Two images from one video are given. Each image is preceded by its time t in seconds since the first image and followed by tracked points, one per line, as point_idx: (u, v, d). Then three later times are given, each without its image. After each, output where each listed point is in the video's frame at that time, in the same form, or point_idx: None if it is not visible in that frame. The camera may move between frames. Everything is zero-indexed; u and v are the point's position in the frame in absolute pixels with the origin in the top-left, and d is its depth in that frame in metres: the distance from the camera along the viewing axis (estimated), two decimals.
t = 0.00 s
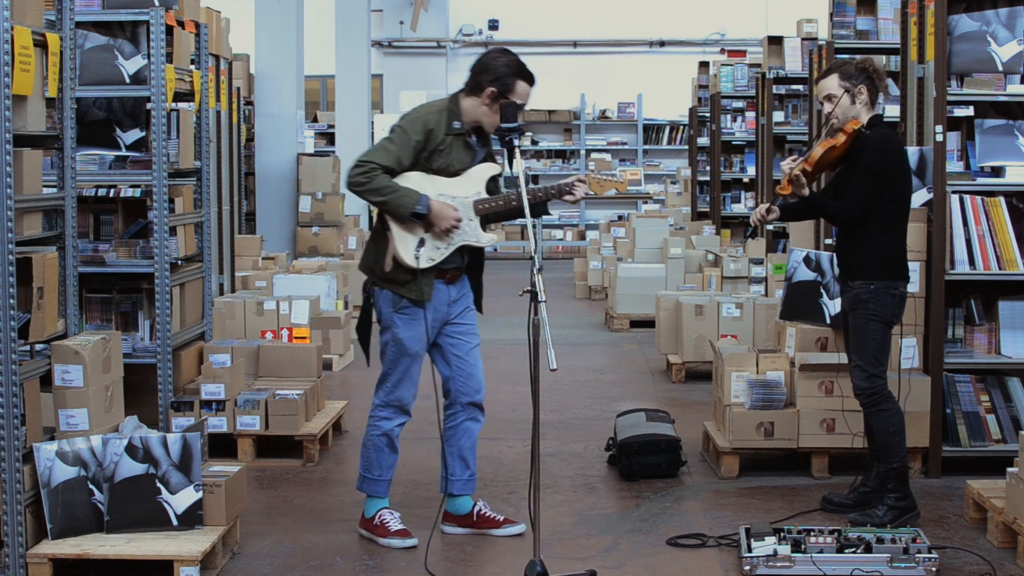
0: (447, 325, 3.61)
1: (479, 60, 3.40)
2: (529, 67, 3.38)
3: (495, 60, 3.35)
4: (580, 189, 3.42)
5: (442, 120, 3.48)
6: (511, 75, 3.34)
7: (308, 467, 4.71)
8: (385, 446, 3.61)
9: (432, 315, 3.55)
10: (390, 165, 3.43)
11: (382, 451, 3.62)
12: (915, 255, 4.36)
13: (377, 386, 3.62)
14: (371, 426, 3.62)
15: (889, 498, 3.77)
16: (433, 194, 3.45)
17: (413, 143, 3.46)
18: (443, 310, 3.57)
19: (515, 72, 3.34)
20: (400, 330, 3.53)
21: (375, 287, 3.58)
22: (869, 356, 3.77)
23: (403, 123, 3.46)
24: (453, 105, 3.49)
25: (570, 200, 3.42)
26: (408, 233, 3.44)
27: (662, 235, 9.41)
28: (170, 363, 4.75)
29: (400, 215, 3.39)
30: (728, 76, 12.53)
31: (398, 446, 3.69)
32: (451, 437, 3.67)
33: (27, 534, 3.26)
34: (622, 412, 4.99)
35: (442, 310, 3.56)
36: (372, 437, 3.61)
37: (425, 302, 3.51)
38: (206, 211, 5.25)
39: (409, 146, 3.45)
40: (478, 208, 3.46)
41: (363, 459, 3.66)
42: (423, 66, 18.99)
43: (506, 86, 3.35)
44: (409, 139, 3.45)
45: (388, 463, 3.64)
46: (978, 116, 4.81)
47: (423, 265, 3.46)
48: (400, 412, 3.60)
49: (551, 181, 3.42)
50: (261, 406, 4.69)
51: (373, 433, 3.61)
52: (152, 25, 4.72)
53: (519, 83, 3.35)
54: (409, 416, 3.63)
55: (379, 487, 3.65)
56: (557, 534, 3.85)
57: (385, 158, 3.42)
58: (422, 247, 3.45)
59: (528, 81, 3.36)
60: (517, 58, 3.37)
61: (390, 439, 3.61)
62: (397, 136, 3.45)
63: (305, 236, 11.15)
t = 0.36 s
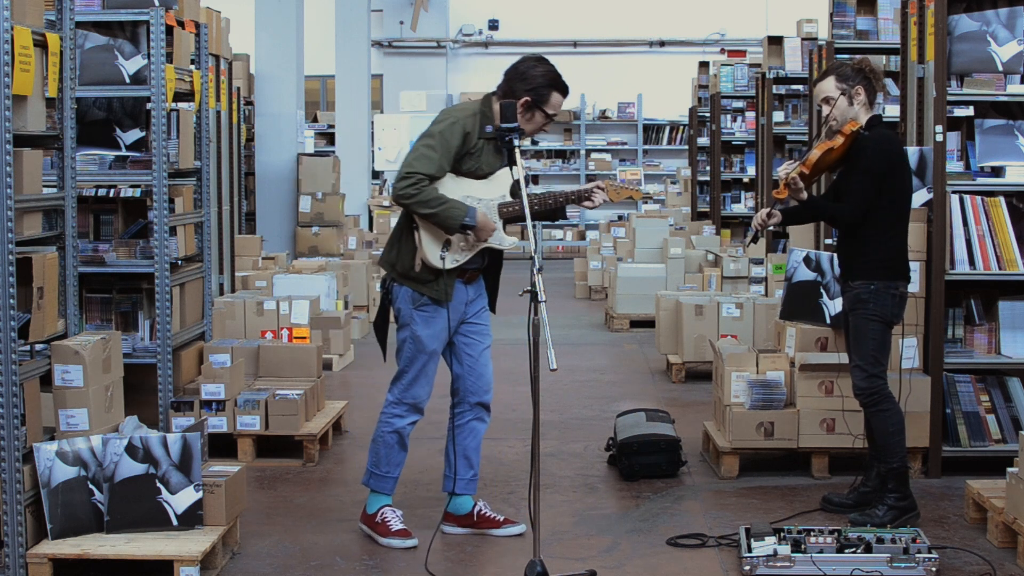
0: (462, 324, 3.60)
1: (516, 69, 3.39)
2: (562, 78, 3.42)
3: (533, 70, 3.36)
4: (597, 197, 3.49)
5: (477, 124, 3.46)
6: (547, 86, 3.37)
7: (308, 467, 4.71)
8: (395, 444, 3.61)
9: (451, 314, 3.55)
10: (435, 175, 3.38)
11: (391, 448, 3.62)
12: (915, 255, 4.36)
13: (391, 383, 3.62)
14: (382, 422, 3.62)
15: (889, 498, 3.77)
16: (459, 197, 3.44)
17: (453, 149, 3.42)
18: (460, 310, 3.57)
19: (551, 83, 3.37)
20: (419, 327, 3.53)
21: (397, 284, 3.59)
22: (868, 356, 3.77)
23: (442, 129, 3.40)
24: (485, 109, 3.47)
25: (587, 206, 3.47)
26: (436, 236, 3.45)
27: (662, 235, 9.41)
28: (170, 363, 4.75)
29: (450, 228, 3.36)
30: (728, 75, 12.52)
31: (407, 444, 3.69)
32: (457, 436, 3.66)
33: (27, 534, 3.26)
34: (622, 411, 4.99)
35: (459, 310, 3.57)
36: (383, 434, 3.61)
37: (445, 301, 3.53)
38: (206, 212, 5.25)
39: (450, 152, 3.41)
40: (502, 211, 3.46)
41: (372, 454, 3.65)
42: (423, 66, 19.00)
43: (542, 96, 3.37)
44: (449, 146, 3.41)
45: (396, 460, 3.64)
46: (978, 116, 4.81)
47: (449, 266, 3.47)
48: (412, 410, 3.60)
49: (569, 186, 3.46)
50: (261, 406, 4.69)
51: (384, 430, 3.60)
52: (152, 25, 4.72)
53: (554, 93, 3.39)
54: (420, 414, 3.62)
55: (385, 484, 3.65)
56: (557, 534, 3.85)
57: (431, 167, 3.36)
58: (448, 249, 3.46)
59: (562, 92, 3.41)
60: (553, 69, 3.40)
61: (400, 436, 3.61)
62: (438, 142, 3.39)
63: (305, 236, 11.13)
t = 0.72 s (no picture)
0: (472, 324, 3.61)
1: (534, 72, 3.39)
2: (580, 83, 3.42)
3: (551, 73, 3.36)
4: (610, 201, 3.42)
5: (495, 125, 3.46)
6: (565, 90, 3.37)
7: (308, 467, 4.71)
8: (400, 442, 3.61)
9: (462, 314, 3.56)
10: (456, 176, 3.36)
11: (396, 447, 3.62)
12: (915, 255, 4.36)
13: (399, 381, 3.62)
14: (388, 420, 3.62)
15: (888, 499, 3.77)
16: (473, 197, 3.42)
17: (472, 150, 3.41)
18: (471, 311, 3.58)
19: (569, 87, 3.37)
20: (429, 326, 3.54)
21: (407, 281, 3.58)
22: (865, 356, 3.77)
23: (462, 130, 3.40)
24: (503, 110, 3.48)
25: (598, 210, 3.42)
26: (450, 236, 3.44)
27: (661, 235, 9.41)
28: (170, 363, 4.75)
29: (471, 233, 3.33)
30: (728, 75, 12.52)
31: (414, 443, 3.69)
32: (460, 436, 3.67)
33: (27, 534, 3.26)
34: (622, 411, 4.99)
35: (470, 310, 3.58)
36: (389, 432, 3.60)
37: (456, 300, 3.53)
38: (206, 211, 5.25)
39: (470, 153, 3.41)
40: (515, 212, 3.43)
41: (377, 452, 3.65)
42: (423, 66, 19.01)
43: (559, 100, 3.37)
44: (469, 146, 3.40)
45: (401, 458, 3.64)
46: (978, 116, 4.80)
47: (462, 266, 3.47)
48: (418, 409, 3.60)
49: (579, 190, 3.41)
50: (261, 406, 4.69)
51: (390, 428, 3.60)
52: (152, 25, 4.72)
53: (572, 98, 3.39)
54: (427, 413, 3.63)
55: (389, 483, 3.65)
56: (557, 534, 3.85)
57: (453, 168, 3.35)
58: (462, 249, 3.45)
59: (579, 97, 3.41)
60: (572, 73, 3.39)
61: (406, 435, 3.61)
62: (458, 142, 3.38)
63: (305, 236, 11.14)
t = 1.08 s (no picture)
0: (475, 324, 3.61)
1: (541, 74, 3.39)
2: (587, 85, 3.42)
3: (559, 75, 3.36)
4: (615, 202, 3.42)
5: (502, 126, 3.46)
6: (572, 92, 3.37)
7: (308, 467, 4.71)
8: (401, 441, 3.61)
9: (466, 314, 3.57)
10: (466, 177, 3.36)
11: (397, 446, 3.62)
12: (914, 255, 4.36)
13: (402, 380, 3.63)
14: (390, 419, 3.62)
15: (888, 498, 3.77)
16: (480, 198, 3.41)
17: (480, 151, 3.41)
18: (474, 311, 3.58)
19: (577, 89, 3.37)
20: (433, 326, 3.54)
21: (411, 281, 3.58)
22: (864, 356, 3.77)
23: (471, 131, 3.40)
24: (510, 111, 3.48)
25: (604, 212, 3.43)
26: (455, 237, 3.43)
27: (661, 235, 9.41)
28: (170, 363, 4.75)
29: (481, 234, 3.33)
30: (728, 76, 12.52)
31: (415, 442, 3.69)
32: (461, 436, 3.67)
33: (27, 534, 3.26)
34: (622, 411, 4.99)
35: (473, 310, 3.57)
36: (390, 431, 3.60)
37: (459, 300, 3.53)
38: (206, 211, 5.25)
39: (478, 155, 3.41)
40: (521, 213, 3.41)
41: (378, 451, 3.65)
42: (423, 66, 19.02)
43: (566, 102, 3.37)
44: (477, 147, 3.40)
45: (402, 458, 3.63)
46: (978, 116, 4.80)
47: (466, 267, 3.47)
48: (419, 409, 3.60)
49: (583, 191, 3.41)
50: (261, 406, 4.69)
51: (392, 427, 3.60)
52: (152, 25, 4.72)
53: (579, 100, 3.39)
54: (428, 413, 3.63)
55: (390, 482, 3.65)
56: (557, 534, 3.85)
57: (463, 169, 3.34)
58: (466, 249, 3.45)
59: (586, 99, 3.41)
60: (580, 75, 3.39)
61: (408, 434, 3.60)
62: (466, 144, 3.38)
63: (305, 236, 11.14)
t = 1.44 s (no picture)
0: (473, 324, 3.61)
1: (539, 74, 3.39)
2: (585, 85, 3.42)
3: (556, 75, 3.36)
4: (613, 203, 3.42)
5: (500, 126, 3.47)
6: (570, 92, 3.37)
7: (308, 467, 4.71)
8: (400, 442, 3.61)
9: (464, 314, 3.57)
10: (463, 179, 3.35)
11: (396, 446, 3.61)
12: (914, 255, 4.36)
13: (401, 380, 3.62)
14: (388, 420, 3.62)
15: (888, 499, 3.77)
16: (478, 198, 3.41)
17: (478, 151, 3.42)
18: (472, 310, 3.58)
19: (575, 89, 3.37)
20: (431, 326, 3.54)
21: (409, 281, 3.58)
22: (864, 356, 3.77)
23: (469, 131, 3.40)
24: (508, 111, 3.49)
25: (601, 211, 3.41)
26: (452, 237, 3.43)
27: (661, 235, 9.41)
28: (170, 363, 4.75)
29: (479, 236, 3.33)
30: (728, 76, 12.52)
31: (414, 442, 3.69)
32: (461, 436, 3.67)
33: (26, 534, 3.25)
34: (622, 411, 4.99)
35: (471, 310, 3.58)
36: (389, 431, 3.60)
37: (457, 300, 3.53)
38: (206, 211, 5.25)
39: (477, 155, 3.41)
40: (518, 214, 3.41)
41: (377, 452, 3.64)
42: (423, 67, 19.03)
43: (564, 102, 3.37)
44: (475, 147, 3.41)
45: (402, 458, 3.63)
46: (978, 115, 4.80)
47: (464, 266, 3.47)
48: (418, 409, 3.60)
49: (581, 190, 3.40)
50: (261, 406, 4.69)
51: (391, 427, 3.60)
52: (152, 25, 4.72)
53: (576, 99, 3.38)
54: (427, 412, 3.63)
55: (389, 482, 3.65)
56: (557, 534, 3.85)
57: (461, 171, 3.34)
58: (464, 250, 3.45)
59: (584, 99, 3.41)
60: (578, 75, 3.39)
61: (406, 434, 3.60)
62: (464, 144, 3.39)
63: (305, 236, 11.12)
